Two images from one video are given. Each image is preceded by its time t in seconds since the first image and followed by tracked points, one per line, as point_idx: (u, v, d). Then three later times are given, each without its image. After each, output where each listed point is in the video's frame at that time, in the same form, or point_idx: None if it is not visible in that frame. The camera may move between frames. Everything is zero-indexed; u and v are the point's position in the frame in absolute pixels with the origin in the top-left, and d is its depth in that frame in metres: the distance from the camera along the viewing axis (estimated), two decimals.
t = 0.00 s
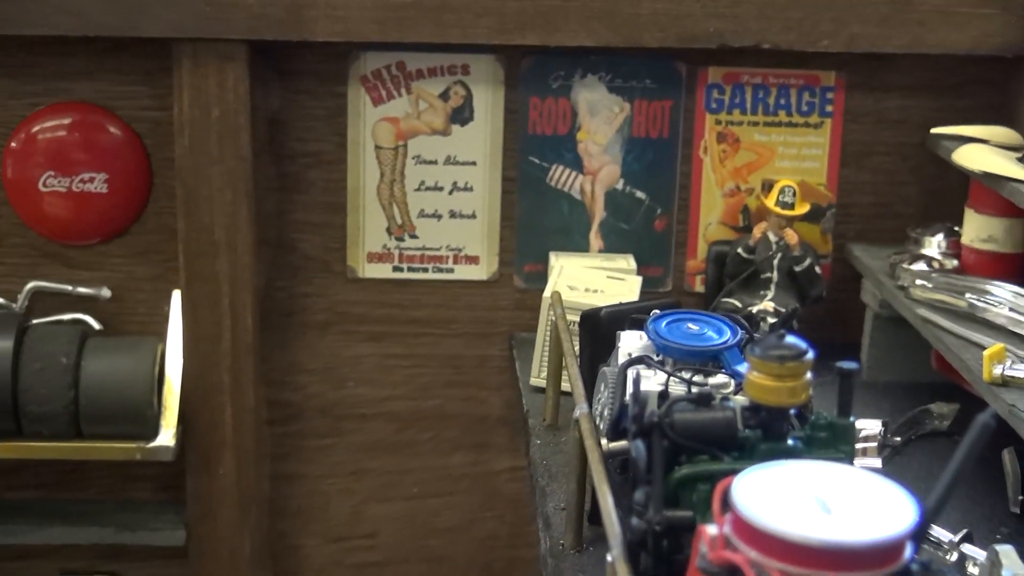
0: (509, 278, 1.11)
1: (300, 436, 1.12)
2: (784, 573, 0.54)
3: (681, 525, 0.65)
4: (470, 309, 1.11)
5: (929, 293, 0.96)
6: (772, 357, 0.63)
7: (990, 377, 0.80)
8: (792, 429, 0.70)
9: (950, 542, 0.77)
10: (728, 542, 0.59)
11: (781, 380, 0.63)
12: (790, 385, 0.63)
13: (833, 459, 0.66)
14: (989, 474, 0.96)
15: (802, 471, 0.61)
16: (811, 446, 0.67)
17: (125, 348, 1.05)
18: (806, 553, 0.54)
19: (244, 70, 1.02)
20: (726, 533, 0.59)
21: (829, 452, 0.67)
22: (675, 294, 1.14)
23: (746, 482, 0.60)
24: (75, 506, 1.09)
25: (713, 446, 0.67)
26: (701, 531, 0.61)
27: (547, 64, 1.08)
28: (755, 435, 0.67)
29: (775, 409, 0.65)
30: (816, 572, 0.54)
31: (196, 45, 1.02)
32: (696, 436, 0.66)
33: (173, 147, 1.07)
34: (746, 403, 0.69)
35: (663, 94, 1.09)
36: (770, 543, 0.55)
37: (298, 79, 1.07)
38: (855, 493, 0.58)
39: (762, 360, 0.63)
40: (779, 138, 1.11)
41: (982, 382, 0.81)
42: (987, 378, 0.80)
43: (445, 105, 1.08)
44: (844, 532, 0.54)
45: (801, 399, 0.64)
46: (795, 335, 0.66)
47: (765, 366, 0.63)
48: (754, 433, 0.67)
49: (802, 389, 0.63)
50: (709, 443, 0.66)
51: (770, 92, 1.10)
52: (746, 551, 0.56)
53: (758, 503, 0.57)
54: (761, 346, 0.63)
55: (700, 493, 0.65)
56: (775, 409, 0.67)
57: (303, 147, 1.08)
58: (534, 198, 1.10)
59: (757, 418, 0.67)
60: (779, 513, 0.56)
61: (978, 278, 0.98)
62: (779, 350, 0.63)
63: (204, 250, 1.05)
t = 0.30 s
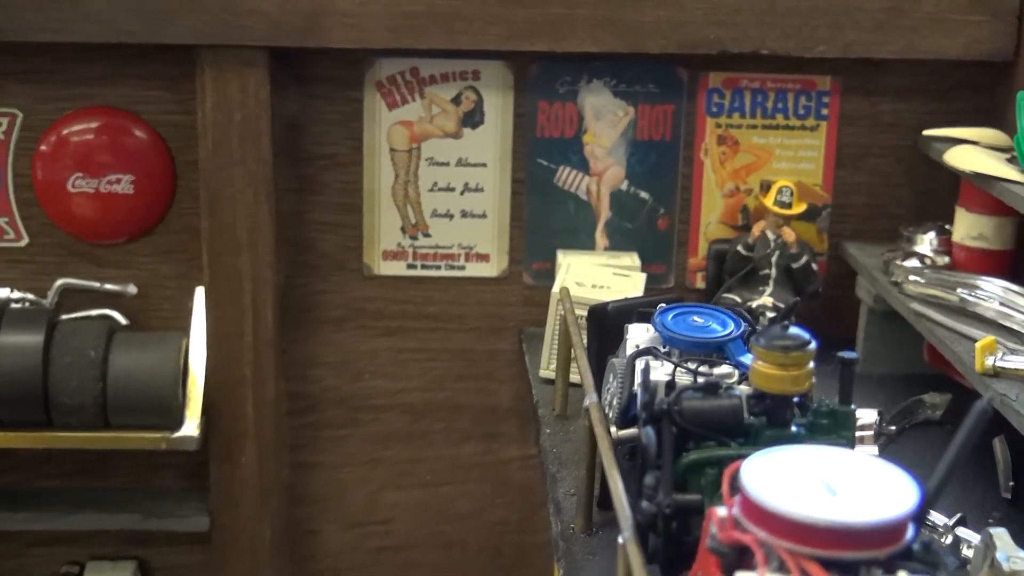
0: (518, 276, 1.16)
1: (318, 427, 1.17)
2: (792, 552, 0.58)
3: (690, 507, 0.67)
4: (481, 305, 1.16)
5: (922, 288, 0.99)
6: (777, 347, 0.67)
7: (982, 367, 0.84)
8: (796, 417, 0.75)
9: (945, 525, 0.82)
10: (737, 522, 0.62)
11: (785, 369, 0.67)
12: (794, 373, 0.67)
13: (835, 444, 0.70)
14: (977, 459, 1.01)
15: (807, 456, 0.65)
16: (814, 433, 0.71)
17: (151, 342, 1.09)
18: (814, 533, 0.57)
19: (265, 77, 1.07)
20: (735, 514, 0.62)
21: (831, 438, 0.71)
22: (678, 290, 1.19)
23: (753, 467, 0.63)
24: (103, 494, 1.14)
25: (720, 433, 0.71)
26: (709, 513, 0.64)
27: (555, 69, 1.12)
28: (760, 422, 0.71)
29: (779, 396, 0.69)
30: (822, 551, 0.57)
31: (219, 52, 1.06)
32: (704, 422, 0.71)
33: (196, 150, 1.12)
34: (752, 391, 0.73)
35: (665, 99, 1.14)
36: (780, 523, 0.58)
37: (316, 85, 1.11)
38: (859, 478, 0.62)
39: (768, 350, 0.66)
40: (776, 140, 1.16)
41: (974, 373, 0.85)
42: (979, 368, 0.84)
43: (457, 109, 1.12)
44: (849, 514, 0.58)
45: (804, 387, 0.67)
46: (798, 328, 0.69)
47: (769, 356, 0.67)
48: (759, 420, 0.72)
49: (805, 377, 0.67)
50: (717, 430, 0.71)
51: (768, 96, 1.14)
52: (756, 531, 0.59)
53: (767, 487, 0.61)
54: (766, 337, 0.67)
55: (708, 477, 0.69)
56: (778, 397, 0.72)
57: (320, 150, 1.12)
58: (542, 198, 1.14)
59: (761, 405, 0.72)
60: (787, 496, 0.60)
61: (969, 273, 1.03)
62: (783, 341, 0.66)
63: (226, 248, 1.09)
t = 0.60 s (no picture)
0: (538, 270, 1.21)
1: (345, 416, 1.21)
2: (818, 528, 0.60)
3: (712, 487, 0.73)
4: (502, 299, 1.21)
5: (926, 280, 1.05)
6: (797, 333, 0.70)
7: (987, 356, 0.88)
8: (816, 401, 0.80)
9: (954, 506, 0.83)
10: (763, 500, 0.64)
11: (805, 354, 0.71)
12: (813, 358, 0.70)
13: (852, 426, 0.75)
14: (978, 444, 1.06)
15: (827, 437, 0.67)
16: (832, 415, 0.76)
17: (186, 335, 1.15)
18: (839, 509, 0.59)
19: (295, 80, 1.12)
20: (762, 492, 0.64)
21: (849, 421, 0.76)
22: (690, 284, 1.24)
23: (777, 447, 0.65)
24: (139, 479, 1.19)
25: (742, 416, 0.76)
26: (736, 491, 0.66)
27: (573, 73, 1.17)
28: (780, 407, 0.76)
29: (799, 381, 0.74)
30: (847, 527, 0.59)
31: (251, 57, 1.11)
32: (726, 406, 0.75)
33: (229, 151, 1.16)
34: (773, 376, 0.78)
35: (678, 100, 1.19)
36: (806, 500, 0.60)
37: (343, 88, 1.16)
38: (879, 456, 0.64)
39: (788, 336, 0.70)
40: (785, 140, 1.21)
41: (980, 360, 0.90)
42: (984, 357, 0.88)
43: (479, 111, 1.17)
44: (873, 490, 0.60)
45: (824, 371, 0.71)
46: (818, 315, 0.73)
47: (790, 341, 0.70)
48: (779, 404, 0.76)
49: (824, 362, 0.71)
50: (740, 414, 0.75)
51: (777, 97, 1.19)
52: (783, 508, 0.61)
53: (792, 466, 0.62)
54: (787, 323, 0.71)
55: (731, 458, 0.74)
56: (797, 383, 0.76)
57: (347, 150, 1.17)
58: (560, 196, 1.19)
59: (782, 390, 0.76)
60: (812, 474, 0.61)
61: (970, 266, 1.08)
62: (803, 327, 0.70)
63: (259, 244, 1.14)
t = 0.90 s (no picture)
0: (560, 263, 1.26)
1: (376, 402, 1.27)
2: (838, 502, 0.62)
3: (735, 466, 0.78)
4: (526, 291, 1.26)
5: (934, 272, 1.09)
6: (816, 320, 0.75)
7: (995, 344, 0.93)
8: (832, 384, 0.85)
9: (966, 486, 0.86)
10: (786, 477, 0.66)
11: (824, 339, 0.76)
12: (830, 342, 0.76)
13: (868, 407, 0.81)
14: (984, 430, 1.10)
15: (847, 418, 0.69)
16: (848, 397, 0.81)
17: (225, 324, 1.20)
18: (858, 484, 0.62)
19: (329, 82, 1.17)
20: (784, 470, 0.66)
21: (865, 402, 0.81)
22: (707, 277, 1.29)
23: (798, 427, 0.68)
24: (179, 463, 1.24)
25: (763, 398, 0.80)
26: (758, 468, 0.69)
27: (594, 74, 1.22)
28: (799, 389, 0.80)
29: (817, 365, 0.80)
30: (866, 501, 0.61)
31: (287, 59, 1.16)
32: (748, 388, 0.79)
33: (266, 149, 1.22)
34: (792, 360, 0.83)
35: (696, 101, 1.24)
36: (826, 475, 0.63)
37: (374, 88, 1.21)
38: (896, 437, 0.66)
39: (807, 321, 0.75)
40: (798, 139, 1.25)
41: (988, 349, 0.94)
42: (993, 344, 0.93)
43: (505, 110, 1.22)
44: (890, 467, 0.62)
45: (840, 355, 0.76)
46: (834, 302, 0.78)
47: (809, 327, 0.75)
48: (798, 387, 0.81)
49: (841, 346, 0.76)
50: (761, 396, 0.80)
51: (790, 98, 1.24)
52: (803, 484, 0.64)
53: (812, 444, 0.65)
54: (806, 309, 0.76)
55: (752, 438, 0.78)
56: (814, 366, 0.81)
57: (379, 148, 1.22)
58: (583, 192, 1.24)
59: (801, 372, 0.81)
60: (832, 451, 0.64)
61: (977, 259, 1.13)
62: (821, 314, 0.75)
63: (294, 237, 1.19)
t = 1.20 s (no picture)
0: (589, 260, 1.31)
1: (412, 392, 1.33)
2: (865, 486, 0.65)
3: (763, 452, 0.81)
4: (556, 286, 1.32)
5: (951, 269, 1.14)
6: (840, 312, 0.81)
7: (1010, 337, 0.98)
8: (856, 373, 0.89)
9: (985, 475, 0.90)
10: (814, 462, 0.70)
11: (848, 331, 0.81)
12: (854, 335, 0.81)
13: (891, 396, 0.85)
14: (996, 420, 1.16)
15: (874, 406, 0.72)
16: (872, 386, 0.86)
17: (269, 317, 1.26)
18: (883, 469, 0.65)
19: (369, 85, 1.22)
20: (812, 455, 0.70)
21: (888, 391, 0.85)
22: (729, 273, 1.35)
23: (826, 414, 0.71)
24: (226, 449, 1.31)
25: (790, 387, 0.84)
26: (788, 453, 0.72)
27: (623, 78, 1.27)
28: (825, 378, 0.85)
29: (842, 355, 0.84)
30: (891, 485, 0.65)
31: (329, 64, 1.21)
32: (775, 378, 0.84)
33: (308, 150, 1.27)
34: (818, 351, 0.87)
35: (719, 104, 1.28)
36: (852, 461, 0.66)
37: (411, 92, 1.27)
38: (922, 424, 0.69)
39: (833, 314, 0.81)
40: (818, 141, 1.30)
41: (1003, 342, 0.99)
42: (1008, 338, 0.98)
43: (537, 113, 1.27)
44: (914, 453, 0.65)
45: (863, 347, 0.82)
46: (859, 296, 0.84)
47: (834, 319, 0.81)
48: (824, 376, 0.85)
49: (864, 338, 0.81)
50: (787, 385, 0.84)
51: (811, 101, 1.29)
52: (832, 469, 0.67)
53: (840, 431, 0.68)
54: (831, 303, 0.82)
55: (779, 425, 0.83)
56: (838, 357, 0.86)
57: (415, 149, 1.28)
58: (611, 191, 1.30)
59: (826, 363, 0.86)
60: (859, 437, 0.67)
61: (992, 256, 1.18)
62: (846, 307, 0.81)
63: (335, 234, 1.25)
